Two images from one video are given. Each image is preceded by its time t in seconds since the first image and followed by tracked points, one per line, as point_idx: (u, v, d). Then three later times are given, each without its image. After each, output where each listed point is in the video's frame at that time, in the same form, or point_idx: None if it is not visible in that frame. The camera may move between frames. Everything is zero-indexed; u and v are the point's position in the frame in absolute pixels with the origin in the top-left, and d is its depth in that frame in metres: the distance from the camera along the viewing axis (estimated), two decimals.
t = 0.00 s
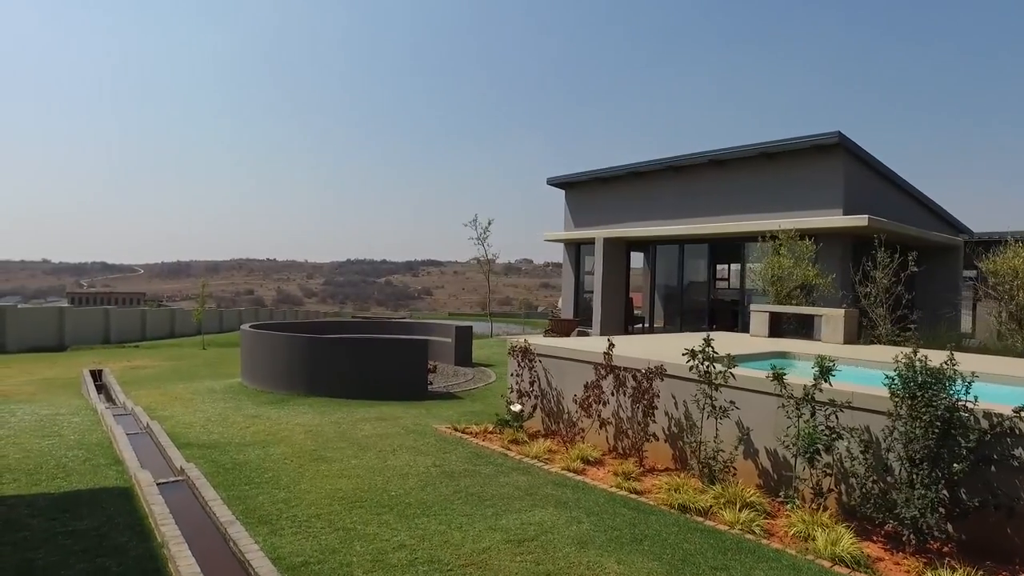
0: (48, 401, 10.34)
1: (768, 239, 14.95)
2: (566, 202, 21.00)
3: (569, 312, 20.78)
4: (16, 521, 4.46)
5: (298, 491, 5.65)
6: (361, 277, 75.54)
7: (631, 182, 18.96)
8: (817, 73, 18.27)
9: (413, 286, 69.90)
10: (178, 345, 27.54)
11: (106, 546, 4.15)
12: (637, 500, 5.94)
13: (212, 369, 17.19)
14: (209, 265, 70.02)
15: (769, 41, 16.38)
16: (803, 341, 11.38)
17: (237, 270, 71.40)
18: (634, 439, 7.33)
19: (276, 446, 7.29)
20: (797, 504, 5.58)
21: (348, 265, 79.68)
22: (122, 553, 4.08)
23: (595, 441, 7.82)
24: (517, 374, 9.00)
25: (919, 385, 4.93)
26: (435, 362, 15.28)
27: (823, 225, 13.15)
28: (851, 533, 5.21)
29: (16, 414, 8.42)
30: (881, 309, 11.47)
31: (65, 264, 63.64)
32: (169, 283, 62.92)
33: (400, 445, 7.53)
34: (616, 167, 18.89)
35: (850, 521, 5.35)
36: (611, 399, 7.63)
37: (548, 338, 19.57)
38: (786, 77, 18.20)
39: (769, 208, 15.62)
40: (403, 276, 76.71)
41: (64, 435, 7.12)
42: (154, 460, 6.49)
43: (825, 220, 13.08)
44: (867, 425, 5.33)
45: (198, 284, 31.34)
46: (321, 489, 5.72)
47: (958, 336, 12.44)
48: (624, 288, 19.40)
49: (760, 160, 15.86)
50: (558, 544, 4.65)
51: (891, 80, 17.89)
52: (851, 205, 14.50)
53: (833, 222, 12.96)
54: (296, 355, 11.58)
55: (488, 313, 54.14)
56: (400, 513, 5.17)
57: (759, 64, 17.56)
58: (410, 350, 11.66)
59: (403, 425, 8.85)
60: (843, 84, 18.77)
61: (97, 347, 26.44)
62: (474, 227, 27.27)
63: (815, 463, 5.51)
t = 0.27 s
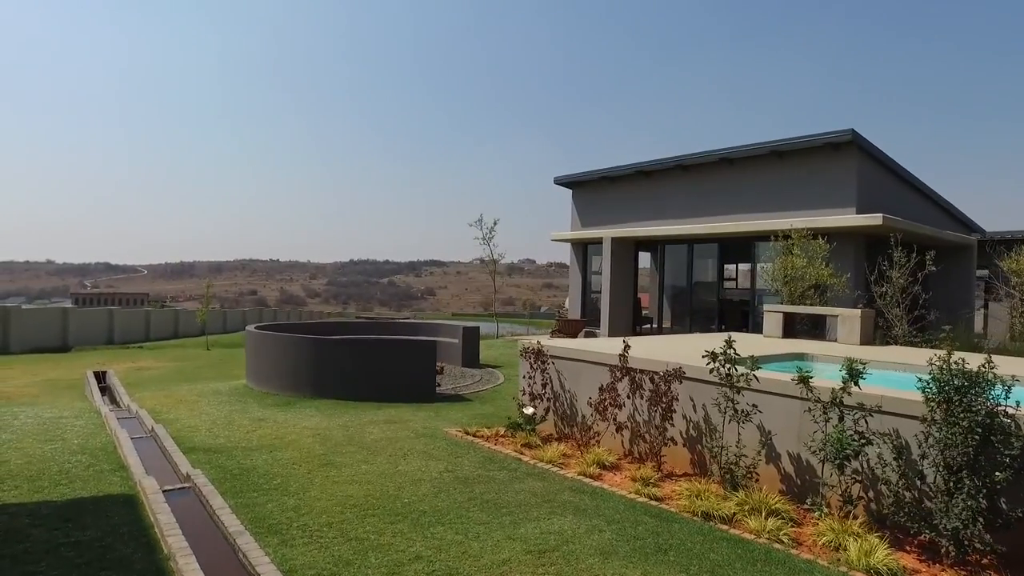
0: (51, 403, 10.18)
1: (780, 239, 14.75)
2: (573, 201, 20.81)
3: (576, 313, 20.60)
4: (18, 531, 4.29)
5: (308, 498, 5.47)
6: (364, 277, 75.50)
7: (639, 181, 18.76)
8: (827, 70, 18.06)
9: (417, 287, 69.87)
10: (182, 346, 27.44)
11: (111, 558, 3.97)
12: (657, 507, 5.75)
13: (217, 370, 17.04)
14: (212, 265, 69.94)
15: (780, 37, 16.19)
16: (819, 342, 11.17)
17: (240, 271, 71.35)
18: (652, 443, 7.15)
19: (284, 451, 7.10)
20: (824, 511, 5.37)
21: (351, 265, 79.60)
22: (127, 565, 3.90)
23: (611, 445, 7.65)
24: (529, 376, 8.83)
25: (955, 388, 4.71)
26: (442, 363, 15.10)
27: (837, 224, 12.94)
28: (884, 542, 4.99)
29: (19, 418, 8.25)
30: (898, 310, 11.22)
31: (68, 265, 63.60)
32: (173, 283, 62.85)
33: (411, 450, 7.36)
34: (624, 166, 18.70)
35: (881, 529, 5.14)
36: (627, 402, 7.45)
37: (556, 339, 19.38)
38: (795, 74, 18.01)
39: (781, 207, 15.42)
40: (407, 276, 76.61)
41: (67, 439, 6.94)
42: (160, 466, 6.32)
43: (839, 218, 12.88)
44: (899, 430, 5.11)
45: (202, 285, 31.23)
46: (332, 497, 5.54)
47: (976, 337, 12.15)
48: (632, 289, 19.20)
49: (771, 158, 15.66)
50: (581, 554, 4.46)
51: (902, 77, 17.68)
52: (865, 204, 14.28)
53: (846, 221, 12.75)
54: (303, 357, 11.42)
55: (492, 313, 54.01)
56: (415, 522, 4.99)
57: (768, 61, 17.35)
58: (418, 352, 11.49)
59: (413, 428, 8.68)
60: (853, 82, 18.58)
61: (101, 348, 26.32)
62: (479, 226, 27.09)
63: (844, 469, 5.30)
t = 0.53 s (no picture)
0: (52, 406, 10.01)
1: (790, 238, 14.56)
2: (578, 201, 20.63)
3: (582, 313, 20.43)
4: (15, 542, 4.11)
5: (316, 505, 5.29)
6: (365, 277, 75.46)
7: (646, 179, 18.58)
8: (835, 67, 17.88)
9: (418, 287, 69.83)
10: (184, 347, 27.31)
11: (112, 571, 3.79)
12: (676, 514, 5.56)
13: (220, 371, 16.89)
14: (215, 266, 69.87)
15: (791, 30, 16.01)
16: (832, 343, 10.97)
17: (242, 271, 71.29)
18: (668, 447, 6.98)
19: (289, 455, 6.93)
20: (851, 519, 5.18)
21: (353, 266, 79.52)
22: None
23: (625, 448, 7.48)
24: (539, 378, 8.65)
25: (990, 393, 4.51)
26: (447, 364, 14.94)
27: (848, 223, 12.74)
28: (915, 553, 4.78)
29: (19, 421, 8.08)
30: (913, 311, 10.99)
31: (71, 265, 63.55)
32: (175, 284, 62.77)
33: (419, 454, 7.19)
34: (631, 165, 18.51)
35: (911, 539, 4.94)
36: (641, 405, 7.27)
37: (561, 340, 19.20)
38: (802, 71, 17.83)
39: (790, 206, 15.23)
40: (409, 276, 76.53)
41: (67, 444, 6.77)
42: (163, 472, 6.15)
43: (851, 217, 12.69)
44: (929, 436, 4.91)
45: (205, 285, 31.12)
46: (341, 504, 5.37)
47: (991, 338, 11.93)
48: (639, 289, 19.01)
49: (780, 156, 15.48)
50: (602, 566, 4.28)
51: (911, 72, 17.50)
52: (876, 202, 14.08)
53: (858, 220, 12.55)
54: (307, 358, 11.25)
55: (495, 313, 53.89)
56: (427, 531, 4.81)
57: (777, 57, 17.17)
58: (424, 353, 11.32)
59: (420, 431, 8.51)
60: (861, 77, 18.45)
61: (103, 349, 26.20)
62: (483, 226, 26.96)
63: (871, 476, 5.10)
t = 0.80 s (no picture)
0: (52, 408, 9.81)
1: (801, 237, 14.33)
2: (585, 200, 20.41)
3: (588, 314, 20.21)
4: (10, 556, 3.91)
5: (325, 514, 5.08)
6: (367, 278, 75.34)
7: (653, 178, 18.37)
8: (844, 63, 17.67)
9: (420, 287, 69.70)
10: (186, 347, 27.11)
11: None
12: (699, 522, 5.35)
13: (223, 373, 16.69)
14: (217, 266, 69.78)
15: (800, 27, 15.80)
16: (847, 344, 10.73)
17: (244, 272, 71.20)
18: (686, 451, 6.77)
19: (296, 461, 6.71)
20: (884, 528, 4.95)
21: (355, 266, 79.40)
22: None
23: (641, 453, 7.28)
24: (550, 380, 8.44)
25: None
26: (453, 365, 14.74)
27: (862, 221, 12.51)
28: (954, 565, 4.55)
29: (18, 424, 7.88)
30: (930, 310, 10.74)
31: (73, 266, 63.46)
32: (177, 285, 62.67)
33: (429, 459, 6.98)
34: (639, 163, 18.29)
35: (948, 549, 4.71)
36: (658, 408, 7.06)
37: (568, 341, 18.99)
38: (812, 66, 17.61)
39: (801, 204, 15.01)
40: (411, 276, 76.42)
41: (67, 449, 6.56)
42: (165, 478, 5.94)
43: (865, 215, 12.46)
44: (967, 442, 4.68)
45: (207, 285, 30.97)
46: (351, 512, 5.16)
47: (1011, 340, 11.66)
48: (646, 289, 18.78)
49: (791, 154, 15.25)
50: None
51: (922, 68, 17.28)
52: (889, 201, 13.84)
53: (872, 218, 12.33)
54: (312, 360, 11.04)
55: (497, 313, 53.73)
56: (441, 542, 4.60)
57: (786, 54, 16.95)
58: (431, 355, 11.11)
59: (429, 435, 8.30)
60: (871, 74, 18.21)
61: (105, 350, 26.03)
62: (488, 226, 26.77)
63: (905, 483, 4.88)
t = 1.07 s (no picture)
0: (53, 411, 9.62)
1: (813, 237, 14.11)
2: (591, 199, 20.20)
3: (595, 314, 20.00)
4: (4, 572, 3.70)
5: (335, 524, 4.86)
6: (369, 278, 75.24)
7: (661, 177, 18.14)
8: (855, 60, 17.44)
9: (422, 287, 69.54)
10: (189, 348, 26.93)
11: None
12: (725, 532, 5.14)
13: (226, 374, 16.50)
14: (219, 267, 69.68)
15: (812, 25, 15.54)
16: (864, 345, 10.49)
17: (246, 272, 71.09)
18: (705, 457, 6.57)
19: (303, 467, 6.51)
20: (920, 539, 4.72)
21: (357, 266, 79.32)
22: None
23: (657, 458, 7.08)
24: (562, 383, 8.25)
25: None
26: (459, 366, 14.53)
27: (876, 221, 12.28)
28: None
29: (18, 428, 7.68)
30: (948, 311, 10.49)
31: (75, 267, 63.36)
32: (179, 285, 62.53)
33: (440, 465, 6.77)
34: (646, 162, 18.07)
35: (989, 563, 4.48)
36: (677, 412, 6.85)
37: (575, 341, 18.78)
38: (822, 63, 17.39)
39: (813, 203, 14.78)
40: (413, 276, 76.28)
41: (67, 454, 6.36)
42: (168, 486, 5.73)
43: (880, 214, 12.24)
44: (1010, 450, 4.45)
45: (210, 285, 30.80)
46: (362, 522, 4.95)
47: None
48: (654, 290, 18.56)
49: (802, 152, 15.02)
50: None
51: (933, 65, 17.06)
52: (903, 199, 13.61)
53: (886, 217, 12.10)
54: (317, 362, 10.84)
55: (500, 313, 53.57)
56: (457, 554, 4.39)
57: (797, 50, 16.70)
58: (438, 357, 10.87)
59: (438, 439, 8.09)
60: (881, 72, 17.97)
61: (107, 351, 25.85)
62: (493, 226, 26.64)
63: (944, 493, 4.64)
